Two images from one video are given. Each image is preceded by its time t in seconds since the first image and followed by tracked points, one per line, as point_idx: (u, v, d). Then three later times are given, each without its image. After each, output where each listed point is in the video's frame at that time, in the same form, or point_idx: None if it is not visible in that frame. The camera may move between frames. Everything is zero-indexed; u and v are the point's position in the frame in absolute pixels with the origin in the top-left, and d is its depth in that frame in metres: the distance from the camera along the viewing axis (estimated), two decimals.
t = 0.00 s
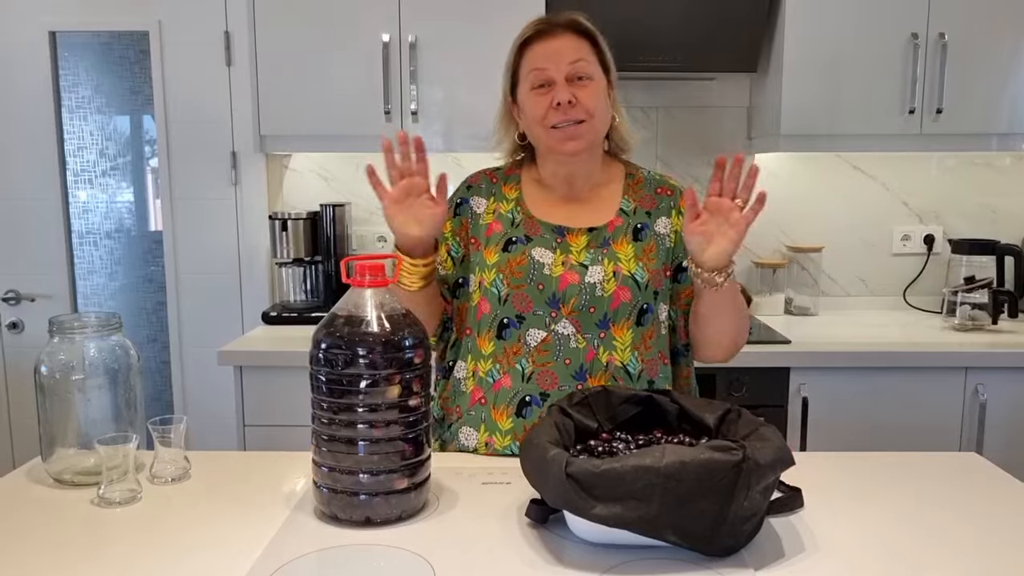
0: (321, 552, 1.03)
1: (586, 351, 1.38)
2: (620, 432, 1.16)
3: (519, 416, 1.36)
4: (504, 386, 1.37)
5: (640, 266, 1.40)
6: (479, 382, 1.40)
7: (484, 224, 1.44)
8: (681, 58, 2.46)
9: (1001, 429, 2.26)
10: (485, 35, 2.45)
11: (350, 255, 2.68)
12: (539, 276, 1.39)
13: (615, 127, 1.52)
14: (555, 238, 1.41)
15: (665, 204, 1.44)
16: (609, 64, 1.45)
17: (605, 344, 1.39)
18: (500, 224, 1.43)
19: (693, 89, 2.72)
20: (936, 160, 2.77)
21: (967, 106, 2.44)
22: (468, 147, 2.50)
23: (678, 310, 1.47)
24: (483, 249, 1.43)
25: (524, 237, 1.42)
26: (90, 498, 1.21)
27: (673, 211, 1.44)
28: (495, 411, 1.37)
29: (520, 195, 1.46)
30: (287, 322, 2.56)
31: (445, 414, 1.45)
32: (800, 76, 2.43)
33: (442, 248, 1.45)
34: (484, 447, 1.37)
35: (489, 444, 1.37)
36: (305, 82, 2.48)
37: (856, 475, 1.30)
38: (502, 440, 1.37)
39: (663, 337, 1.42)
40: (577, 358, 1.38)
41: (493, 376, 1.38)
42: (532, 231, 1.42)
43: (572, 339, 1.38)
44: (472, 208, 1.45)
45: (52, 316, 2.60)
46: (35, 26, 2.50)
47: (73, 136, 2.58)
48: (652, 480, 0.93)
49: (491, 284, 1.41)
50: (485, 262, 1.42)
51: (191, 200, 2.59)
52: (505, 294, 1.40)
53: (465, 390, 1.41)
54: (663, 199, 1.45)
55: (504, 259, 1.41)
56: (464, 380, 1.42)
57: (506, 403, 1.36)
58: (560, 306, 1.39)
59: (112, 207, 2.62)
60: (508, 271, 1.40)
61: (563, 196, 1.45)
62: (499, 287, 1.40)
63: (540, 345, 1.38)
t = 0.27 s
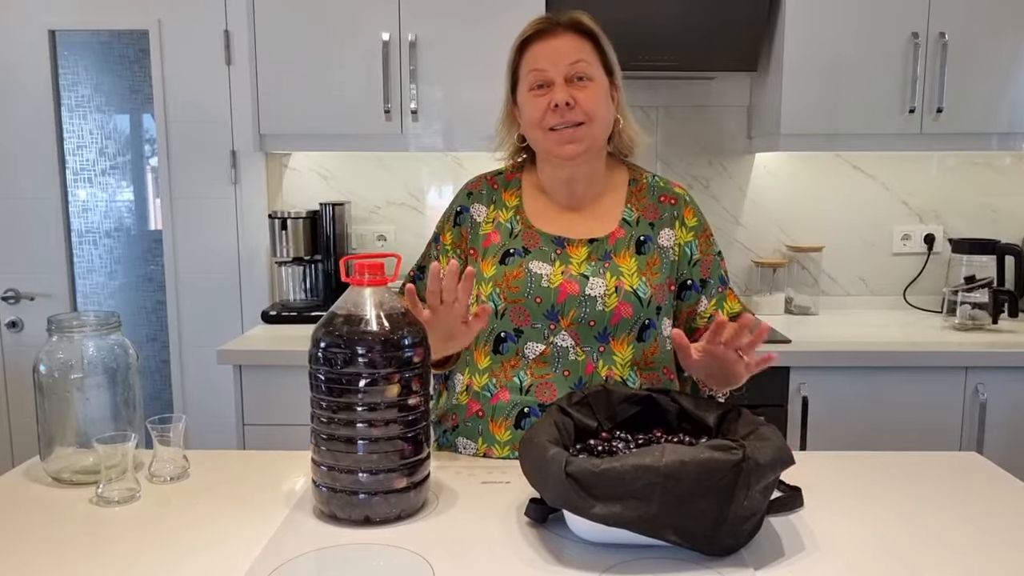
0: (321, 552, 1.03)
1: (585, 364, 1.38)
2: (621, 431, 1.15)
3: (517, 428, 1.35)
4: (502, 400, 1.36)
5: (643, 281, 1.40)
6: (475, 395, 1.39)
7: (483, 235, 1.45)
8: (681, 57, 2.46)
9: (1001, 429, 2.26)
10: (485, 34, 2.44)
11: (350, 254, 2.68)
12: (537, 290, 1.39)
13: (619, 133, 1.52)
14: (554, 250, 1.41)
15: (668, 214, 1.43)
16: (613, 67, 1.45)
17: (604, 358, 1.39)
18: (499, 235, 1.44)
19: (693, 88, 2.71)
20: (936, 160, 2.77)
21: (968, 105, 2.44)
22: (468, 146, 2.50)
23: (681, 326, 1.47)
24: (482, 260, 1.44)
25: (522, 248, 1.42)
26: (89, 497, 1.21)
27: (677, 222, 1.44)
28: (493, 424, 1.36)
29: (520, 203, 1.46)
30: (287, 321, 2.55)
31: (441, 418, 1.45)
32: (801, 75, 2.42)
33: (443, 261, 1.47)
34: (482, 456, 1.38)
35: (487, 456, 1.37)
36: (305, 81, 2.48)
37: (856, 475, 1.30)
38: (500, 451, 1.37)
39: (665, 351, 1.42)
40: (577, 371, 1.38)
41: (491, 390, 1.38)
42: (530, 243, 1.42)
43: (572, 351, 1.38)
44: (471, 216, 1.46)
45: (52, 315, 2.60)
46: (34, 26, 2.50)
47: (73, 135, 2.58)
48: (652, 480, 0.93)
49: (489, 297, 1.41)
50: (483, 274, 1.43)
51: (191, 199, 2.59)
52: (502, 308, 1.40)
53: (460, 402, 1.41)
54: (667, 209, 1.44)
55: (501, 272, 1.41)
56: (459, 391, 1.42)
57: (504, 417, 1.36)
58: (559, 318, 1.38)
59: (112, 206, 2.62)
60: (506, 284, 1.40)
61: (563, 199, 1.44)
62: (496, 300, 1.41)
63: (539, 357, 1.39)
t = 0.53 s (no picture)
0: (320, 550, 1.02)
1: (585, 363, 1.39)
2: (620, 429, 1.15)
3: (516, 428, 1.35)
4: (501, 399, 1.37)
5: (639, 278, 1.40)
6: (475, 394, 1.40)
7: (483, 231, 1.46)
8: (681, 56, 2.46)
9: (1001, 427, 2.26)
10: (485, 32, 2.44)
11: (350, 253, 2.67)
12: (536, 288, 1.39)
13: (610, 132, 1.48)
14: (552, 248, 1.41)
15: (666, 209, 1.43)
16: (609, 64, 1.42)
17: (603, 357, 1.39)
18: (499, 232, 1.44)
19: (693, 87, 2.71)
20: (936, 157, 2.77)
21: (968, 103, 2.44)
22: (468, 144, 2.50)
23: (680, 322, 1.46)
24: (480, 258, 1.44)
25: (521, 246, 1.42)
26: (89, 495, 1.21)
27: (675, 216, 1.43)
28: (492, 423, 1.37)
29: (519, 199, 1.46)
30: (287, 320, 2.55)
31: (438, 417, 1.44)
32: (801, 73, 2.42)
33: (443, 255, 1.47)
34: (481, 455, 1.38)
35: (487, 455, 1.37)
36: (305, 80, 2.47)
37: (856, 473, 1.29)
38: (500, 450, 1.37)
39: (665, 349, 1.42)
40: (576, 370, 1.39)
41: (489, 388, 1.39)
42: (529, 240, 1.42)
43: (570, 350, 1.39)
44: (471, 213, 1.46)
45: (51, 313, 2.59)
46: (34, 24, 2.50)
47: (73, 133, 2.58)
48: (651, 478, 0.93)
49: (488, 294, 1.41)
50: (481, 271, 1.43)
51: (191, 198, 2.59)
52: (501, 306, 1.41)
53: (458, 400, 1.41)
54: (665, 203, 1.43)
55: (500, 270, 1.41)
56: (457, 389, 1.42)
57: (503, 416, 1.36)
58: (557, 318, 1.38)
59: (112, 204, 2.62)
60: (505, 282, 1.40)
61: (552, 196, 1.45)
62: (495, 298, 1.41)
63: (537, 356, 1.39)
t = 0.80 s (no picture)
0: (320, 550, 1.03)
1: (583, 361, 1.38)
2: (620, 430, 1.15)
3: (516, 425, 1.37)
4: (500, 397, 1.38)
5: (638, 276, 1.40)
6: (473, 393, 1.40)
7: (481, 231, 1.45)
8: (681, 56, 2.46)
9: (1001, 427, 2.26)
10: (485, 32, 2.44)
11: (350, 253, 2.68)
12: (534, 285, 1.39)
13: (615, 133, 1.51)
14: (551, 246, 1.41)
15: (665, 213, 1.43)
16: (614, 66, 1.44)
17: (602, 354, 1.39)
18: (496, 232, 1.44)
19: (693, 87, 2.71)
20: (936, 157, 2.77)
21: (968, 103, 2.44)
22: (468, 144, 2.50)
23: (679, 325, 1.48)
24: (478, 258, 1.44)
25: (519, 245, 1.42)
26: (89, 496, 1.21)
27: (673, 220, 1.43)
28: (492, 421, 1.38)
29: (517, 200, 1.46)
30: (287, 320, 2.55)
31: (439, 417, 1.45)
32: (801, 74, 2.42)
33: (442, 258, 1.47)
34: (482, 454, 1.39)
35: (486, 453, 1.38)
36: (305, 80, 2.47)
37: (856, 473, 1.30)
38: (500, 449, 1.38)
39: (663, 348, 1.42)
40: (575, 368, 1.38)
41: (489, 387, 1.39)
42: (527, 239, 1.42)
43: (569, 348, 1.38)
44: (469, 214, 1.46)
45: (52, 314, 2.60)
46: (34, 24, 2.50)
47: (73, 134, 2.58)
48: (650, 478, 0.93)
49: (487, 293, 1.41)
50: (479, 271, 1.43)
51: (191, 198, 2.59)
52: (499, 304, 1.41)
53: (456, 401, 1.41)
54: (664, 207, 1.43)
55: (499, 268, 1.41)
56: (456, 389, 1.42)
57: (502, 414, 1.38)
58: (556, 314, 1.39)
59: (112, 205, 2.62)
60: (504, 280, 1.40)
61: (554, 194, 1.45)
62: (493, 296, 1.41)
63: (536, 354, 1.39)
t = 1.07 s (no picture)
0: (321, 551, 1.03)
1: (585, 354, 1.38)
2: (620, 430, 1.15)
3: (517, 419, 1.36)
4: (502, 389, 1.37)
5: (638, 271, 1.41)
6: (476, 385, 1.40)
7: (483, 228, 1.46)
8: (681, 57, 2.46)
9: (1001, 427, 2.26)
10: (485, 34, 2.44)
11: (350, 254, 2.68)
12: (537, 279, 1.40)
13: (618, 135, 1.51)
14: (552, 243, 1.41)
15: (663, 210, 1.44)
16: (620, 71, 1.44)
17: (603, 348, 1.39)
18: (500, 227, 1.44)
19: (693, 87, 2.72)
20: (936, 158, 2.77)
21: (968, 104, 2.44)
22: (468, 145, 2.50)
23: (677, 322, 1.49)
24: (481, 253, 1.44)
25: (522, 239, 1.42)
26: (90, 497, 1.21)
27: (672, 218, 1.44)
28: (494, 414, 1.37)
29: (518, 198, 1.46)
30: (287, 321, 2.55)
31: (441, 414, 1.45)
32: (801, 74, 2.43)
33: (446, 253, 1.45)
34: (483, 450, 1.37)
35: (487, 448, 1.37)
36: (305, 81, 2.48)
37: (856, 474, 1.30)
38: (501, 443, 1.37)
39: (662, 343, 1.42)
40: (576, 361, 1.38)
41: (491, 379, 1.39)
42: (529, 235, 1.42)
43: (571, 341, 1.38)
44: (471, 211, 1.46)
45: (52, 314, 2.60)
46: (34, 25, 2.50)
47: (73, 134, 2.58)
48: (650, 479, 0.93)
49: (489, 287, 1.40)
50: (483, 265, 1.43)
51: (192, 199, 2.59)
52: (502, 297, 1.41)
53: (461, 394, 1.42)
54: (662, 205, 1.45)
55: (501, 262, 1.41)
56: (460, 382, 1.43)
57: (504, 407, 1.37)
58: (558, 308, 1.39)
59: (113, 205, 2.62)
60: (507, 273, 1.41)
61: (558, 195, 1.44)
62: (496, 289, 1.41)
63: (538, 347, 1.39)
